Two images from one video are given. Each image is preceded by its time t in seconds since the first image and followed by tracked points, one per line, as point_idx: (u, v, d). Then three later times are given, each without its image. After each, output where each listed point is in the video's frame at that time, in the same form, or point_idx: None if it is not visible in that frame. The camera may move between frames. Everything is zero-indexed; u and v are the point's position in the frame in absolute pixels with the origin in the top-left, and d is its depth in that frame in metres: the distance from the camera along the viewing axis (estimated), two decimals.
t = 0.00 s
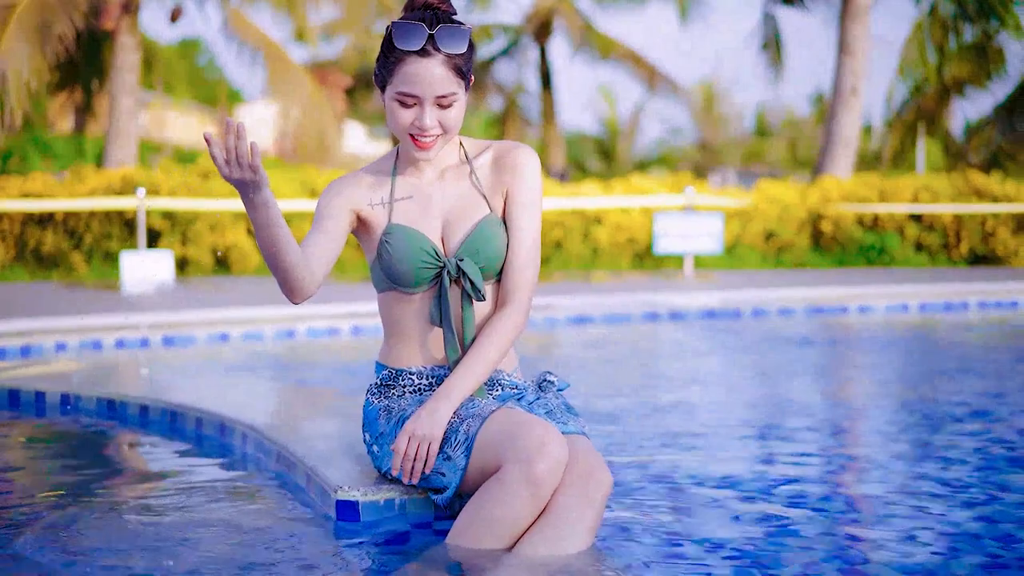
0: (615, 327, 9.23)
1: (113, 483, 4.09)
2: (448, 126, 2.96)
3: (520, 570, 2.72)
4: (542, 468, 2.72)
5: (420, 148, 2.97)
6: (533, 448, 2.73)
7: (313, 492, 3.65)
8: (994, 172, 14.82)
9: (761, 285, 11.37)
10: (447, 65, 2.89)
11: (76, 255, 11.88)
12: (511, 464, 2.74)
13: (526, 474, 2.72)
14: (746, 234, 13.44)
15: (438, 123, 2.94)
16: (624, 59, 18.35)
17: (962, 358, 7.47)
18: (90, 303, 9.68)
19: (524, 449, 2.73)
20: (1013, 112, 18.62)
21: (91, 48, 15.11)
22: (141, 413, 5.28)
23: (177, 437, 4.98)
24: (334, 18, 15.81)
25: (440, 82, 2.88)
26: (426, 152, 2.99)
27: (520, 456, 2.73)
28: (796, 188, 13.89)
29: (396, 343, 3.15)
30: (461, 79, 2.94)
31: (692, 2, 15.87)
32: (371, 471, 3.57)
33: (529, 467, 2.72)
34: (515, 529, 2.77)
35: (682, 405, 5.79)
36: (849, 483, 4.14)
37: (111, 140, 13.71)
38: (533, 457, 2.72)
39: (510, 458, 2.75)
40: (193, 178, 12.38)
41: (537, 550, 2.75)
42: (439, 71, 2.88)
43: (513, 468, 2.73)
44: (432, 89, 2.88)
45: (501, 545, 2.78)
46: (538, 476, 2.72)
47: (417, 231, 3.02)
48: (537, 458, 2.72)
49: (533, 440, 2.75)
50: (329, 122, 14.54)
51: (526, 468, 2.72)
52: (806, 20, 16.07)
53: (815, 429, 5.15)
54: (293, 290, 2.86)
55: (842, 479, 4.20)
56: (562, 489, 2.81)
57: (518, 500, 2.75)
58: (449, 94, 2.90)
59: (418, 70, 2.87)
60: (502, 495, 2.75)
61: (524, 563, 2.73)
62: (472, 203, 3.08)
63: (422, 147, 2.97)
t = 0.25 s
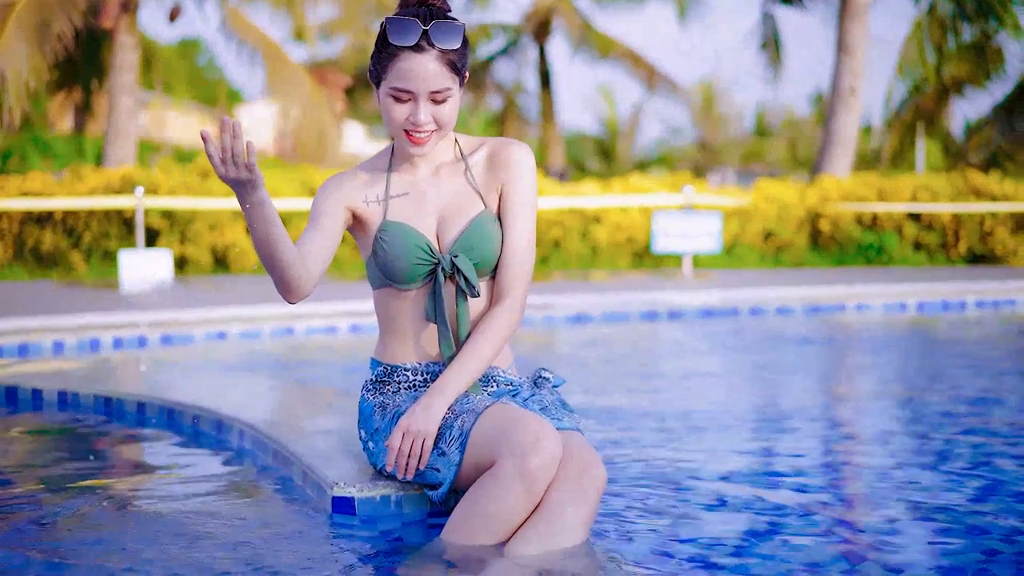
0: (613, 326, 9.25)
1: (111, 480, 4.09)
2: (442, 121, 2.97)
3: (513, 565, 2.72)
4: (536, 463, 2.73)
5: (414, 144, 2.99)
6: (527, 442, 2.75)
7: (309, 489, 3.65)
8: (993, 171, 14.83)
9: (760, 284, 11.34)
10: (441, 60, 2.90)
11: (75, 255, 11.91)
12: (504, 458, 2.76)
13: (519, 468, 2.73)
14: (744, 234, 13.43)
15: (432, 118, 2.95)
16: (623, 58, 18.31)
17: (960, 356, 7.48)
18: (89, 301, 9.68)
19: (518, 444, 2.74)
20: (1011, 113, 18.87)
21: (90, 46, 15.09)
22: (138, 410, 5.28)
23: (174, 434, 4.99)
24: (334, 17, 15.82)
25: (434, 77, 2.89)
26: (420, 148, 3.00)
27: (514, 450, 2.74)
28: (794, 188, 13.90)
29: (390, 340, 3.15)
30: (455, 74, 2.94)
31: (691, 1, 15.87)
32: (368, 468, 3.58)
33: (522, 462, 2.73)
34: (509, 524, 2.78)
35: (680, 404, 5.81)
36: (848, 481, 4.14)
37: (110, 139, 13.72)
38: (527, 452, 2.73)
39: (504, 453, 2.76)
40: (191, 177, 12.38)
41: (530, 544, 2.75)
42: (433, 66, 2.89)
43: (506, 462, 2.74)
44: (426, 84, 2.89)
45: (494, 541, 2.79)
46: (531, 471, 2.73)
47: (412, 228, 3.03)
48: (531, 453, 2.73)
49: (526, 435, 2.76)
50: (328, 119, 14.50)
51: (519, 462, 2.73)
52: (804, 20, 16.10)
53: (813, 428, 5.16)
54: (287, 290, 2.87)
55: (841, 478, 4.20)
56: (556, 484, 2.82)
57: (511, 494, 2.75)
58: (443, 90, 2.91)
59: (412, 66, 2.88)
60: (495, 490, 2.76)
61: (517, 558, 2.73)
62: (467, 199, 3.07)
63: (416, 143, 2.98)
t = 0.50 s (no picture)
0: (612, 326, 9.26)
1: (111, 479, 4.09)
2: (440, 119, 2.97)
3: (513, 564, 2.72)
4: (535, 461, 2.74)
5: (412, 141, 2.99)
6: (525, 440, 2.75)
7: (308, 488, 3.66)
8: (994, 171, 14.83)
9: (759, 284, 11.33)
10: (438, 57, 2.91)
11: (76, 254, 11.93)
12: (503, 456, 2.76)
13: (518, 467, 2.73)
14: (744, 234, 13.44)
15: (430, 115, 2.96)
16: (623, 57, 18.30)
17: (961, 356, 7.49)
18: (90, 300, 9.71)
19: (516, 442, 2.75)
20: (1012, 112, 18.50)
21: (91, 46, 15.09)
22: (138, 410, 5.29)
23: (174, 433, 4.99)
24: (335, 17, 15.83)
25: (431, 74, 2.90)
26: (417, 145, 3.01)
27: (512, 449, 2.75)
28: (794, 187, 13.91)
29: (389, 340, 3.16)
30: (453, 71, 2.95)
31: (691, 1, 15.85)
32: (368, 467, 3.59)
33: (521, 460, 2.73)
34: (508, 524, 2.78)
35: (680, 403, 5.82)
36: (848, 480, 4.15)
37: (110, 139, 13.73)
38: (525, 450, 2.74)
39: (503, 451, 2.76)
40: (191, 177, 12.39)
41: (529, 543, 2.76)
42: (430, 63, 2.89)
43: (505, 461, 2.75)
44: (423, 81, 2.89)
45: (493, 539, 2.79)
46: (531, 470, 2.73)
47: (411, 227, 3.04)
48: (529, 450, 2.74)
49: (524, 433, 2.77)
50: (327, 119, 14.48)
51: (518, 459, 2.73)
52: (805, 20, 16.11)
53: (813, 427, 5.17)
54: (287, 293, 2.87)
55: (841, 477, 4.20)
56: (554, 484, 2.82)
57: (511, 494, 2.75)
58: (440, 86, 2.92)
59: (409, 62, 2.89)
60: (494, 489, 2.76)
61: (517, 557, 2.74)
62: (465, 199, 3.08)
63: (414, 140, 2.99)
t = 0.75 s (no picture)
0: (612, 325, 9.27)
1: (112, 480, 4.10)
2: (439, 117, 2.97)
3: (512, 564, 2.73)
4: (535, 460, 2.75)
5: (411, 139, 3.00)
6: (525, 439, 2.76)
7: (309, 487, 3.67)
8: (995, 171, 14.82)
9: (759, 285, 11.32)
10: (437, 55, 2.92)
11: (77, 254, 11.95)
12: (503, 455, 2.77)
13: (517, 466, 2.74)
14: (744, 234, 13.45)
15: (430, 113, 2.96)
16: (624, 58, 18.31)
17: (961, 356, 7.50)
18: (91, 300, 9.72)
19: (515, 443, 2.75)
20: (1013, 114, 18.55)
21: (92, 46, 15.11)
22: (140, 410, 5.30)
23: (175, 433, 5.00)
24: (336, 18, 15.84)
25: (430, 72, 2.91)
26: (417, 143, 3.01)
27: (512, 448, 2.75)
28: (795, 187, 13.91)
29: (389, 340, 3.17)
30: (452, 70, 2.96)
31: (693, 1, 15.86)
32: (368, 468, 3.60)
33: (521, 459, 2.74)
34: (509, 522, 2.80)
35: (681, 403, 5.83)
36: (848, 481, 4.15)
37: (111, 139, 13.74)
38: (525, 450, 2.74)
39: (502, 450, 2.77)
40: (193, 176, 12.41)
41: (528, 541, 2.77)
42: (428, 60, 2.91)
43: (505, 459, 2.76)
44: (422, 79, 2.90)
45: (494, 539, 2.80)
46: (530, 469, 2.74)
47: (411, 228, 3.05)
48: (529, 451, 2.74)
49: (525, 432, 2.77)
50: (328, 120, 14.49)
51: (518, 458, 2.74)
52: (806, 20, 16.12)
53: (813, 427, 5.18)
54: (291, 302, 2.89)
55: (842, 478, 4.20)
56: (555, 482, 2.83)
57: (510, 493, 2.76)
58: (440, 84, 2.92)
59: (408, 60, 2.90)
60: (494, 487, 2.77)
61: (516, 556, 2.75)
62: (465, 200, 3.09)
63: (414, 138, 2.99)
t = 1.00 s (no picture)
0: (613, 326, 9.29)
1: (114, 480, 4.11)
2: (440, 115, 2.98)
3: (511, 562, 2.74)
4: (534, 459, 2.77)
5: (413, 137, 3.00)
6: (524, 438, 2.78)
7: (309, 487, 3.69)
8: (996, 172, 14.83)
9: (761, 285, 11.31)
10: (438, 53, 2.94)
11: (79, 254, 11.97)
12: (503, 454, 2.79)
13: (517, 464, 2.76)
14: (746, 234, 13.45)
15: (430, 111, 2.96)
16: (626, 58, 18.30)
17: (961, 356, 7.52)
18: (94, 301, 9.74)
19: (516, 442, 2.78)
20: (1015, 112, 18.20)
21: (95, 47, 15.13)
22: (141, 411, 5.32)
23: (177, 434, 5.02)
24: (338, 18, 15.85)
25: (431, 70, 2.92)
26: (419, 141, 3.02)
27: (512, 447, 2.78)
28: (797, 188, 13.91)
29: (390, 340, 3.18)
30: (453, 69, 2.97)
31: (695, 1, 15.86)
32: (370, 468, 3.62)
33: (521, 457, 2.76)
34: (508, 522, 2.81)
35: (682, 404, 5.84)
36: (848, 481, 4.16)
37: (113, 140, 13.76)
38: (525, 448, 2.77)
39: (502, 449, 2.79)
40: (195, 176, 12.45)
41: (527, 541, 2.78)
42: (429, 59, 2.92)
43: (505, 458, 2.78)
44: (423, 76, 2.91)
45: (494, 539, 2.81)
46: (530, 466, 2.76)
47: (412, 229, 3.06)
48: (529, 450, 2.77)
49: (524, 432, 2.80)
50: (329, 120, 14.49)
51: (518, 457, 2.76)
52: (807, 21, 16.13)
53: (813, 428, 5.20)
54: (295, 316, 2.92)
55: (842, 478, 4.22)
56: (554, 482, 2.85)
57: (510, 492, 2.78)
58: (440, 82, 2.94)
59: (409, 58, 2.91)
60: (493, 486, 2.79)
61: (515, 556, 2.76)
62: (466, 201, 3.10)
63: (415, 136, 3.00)
